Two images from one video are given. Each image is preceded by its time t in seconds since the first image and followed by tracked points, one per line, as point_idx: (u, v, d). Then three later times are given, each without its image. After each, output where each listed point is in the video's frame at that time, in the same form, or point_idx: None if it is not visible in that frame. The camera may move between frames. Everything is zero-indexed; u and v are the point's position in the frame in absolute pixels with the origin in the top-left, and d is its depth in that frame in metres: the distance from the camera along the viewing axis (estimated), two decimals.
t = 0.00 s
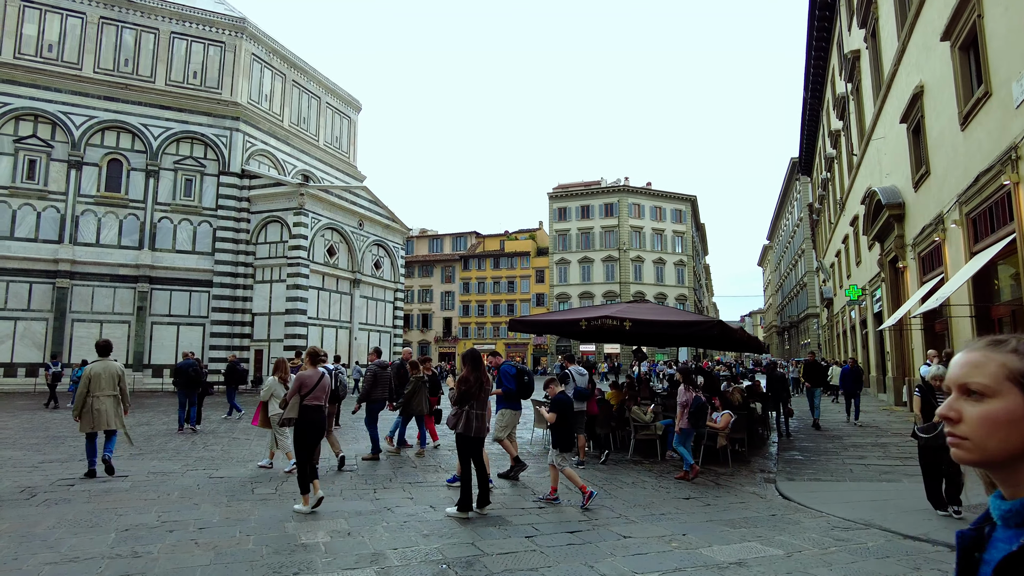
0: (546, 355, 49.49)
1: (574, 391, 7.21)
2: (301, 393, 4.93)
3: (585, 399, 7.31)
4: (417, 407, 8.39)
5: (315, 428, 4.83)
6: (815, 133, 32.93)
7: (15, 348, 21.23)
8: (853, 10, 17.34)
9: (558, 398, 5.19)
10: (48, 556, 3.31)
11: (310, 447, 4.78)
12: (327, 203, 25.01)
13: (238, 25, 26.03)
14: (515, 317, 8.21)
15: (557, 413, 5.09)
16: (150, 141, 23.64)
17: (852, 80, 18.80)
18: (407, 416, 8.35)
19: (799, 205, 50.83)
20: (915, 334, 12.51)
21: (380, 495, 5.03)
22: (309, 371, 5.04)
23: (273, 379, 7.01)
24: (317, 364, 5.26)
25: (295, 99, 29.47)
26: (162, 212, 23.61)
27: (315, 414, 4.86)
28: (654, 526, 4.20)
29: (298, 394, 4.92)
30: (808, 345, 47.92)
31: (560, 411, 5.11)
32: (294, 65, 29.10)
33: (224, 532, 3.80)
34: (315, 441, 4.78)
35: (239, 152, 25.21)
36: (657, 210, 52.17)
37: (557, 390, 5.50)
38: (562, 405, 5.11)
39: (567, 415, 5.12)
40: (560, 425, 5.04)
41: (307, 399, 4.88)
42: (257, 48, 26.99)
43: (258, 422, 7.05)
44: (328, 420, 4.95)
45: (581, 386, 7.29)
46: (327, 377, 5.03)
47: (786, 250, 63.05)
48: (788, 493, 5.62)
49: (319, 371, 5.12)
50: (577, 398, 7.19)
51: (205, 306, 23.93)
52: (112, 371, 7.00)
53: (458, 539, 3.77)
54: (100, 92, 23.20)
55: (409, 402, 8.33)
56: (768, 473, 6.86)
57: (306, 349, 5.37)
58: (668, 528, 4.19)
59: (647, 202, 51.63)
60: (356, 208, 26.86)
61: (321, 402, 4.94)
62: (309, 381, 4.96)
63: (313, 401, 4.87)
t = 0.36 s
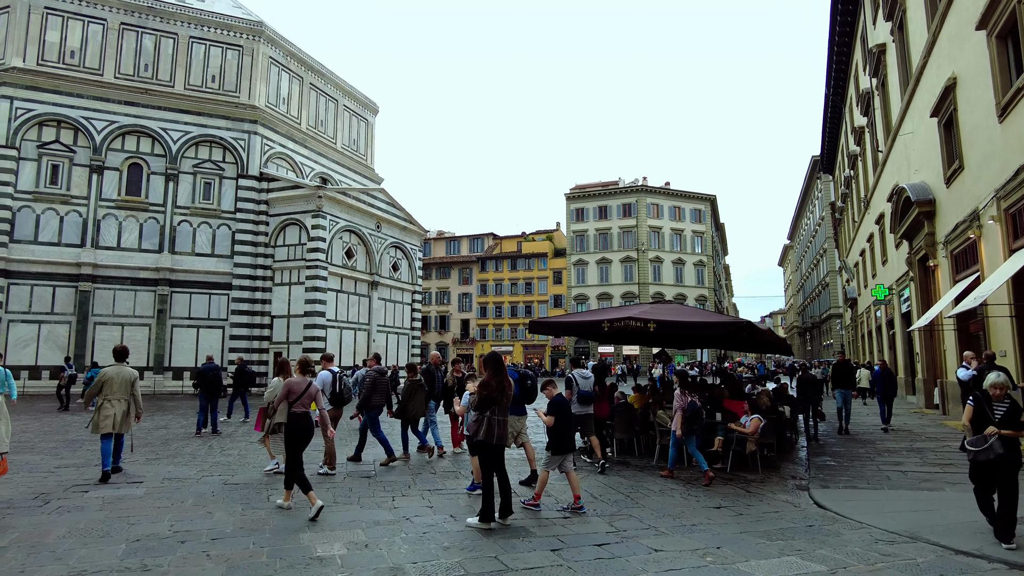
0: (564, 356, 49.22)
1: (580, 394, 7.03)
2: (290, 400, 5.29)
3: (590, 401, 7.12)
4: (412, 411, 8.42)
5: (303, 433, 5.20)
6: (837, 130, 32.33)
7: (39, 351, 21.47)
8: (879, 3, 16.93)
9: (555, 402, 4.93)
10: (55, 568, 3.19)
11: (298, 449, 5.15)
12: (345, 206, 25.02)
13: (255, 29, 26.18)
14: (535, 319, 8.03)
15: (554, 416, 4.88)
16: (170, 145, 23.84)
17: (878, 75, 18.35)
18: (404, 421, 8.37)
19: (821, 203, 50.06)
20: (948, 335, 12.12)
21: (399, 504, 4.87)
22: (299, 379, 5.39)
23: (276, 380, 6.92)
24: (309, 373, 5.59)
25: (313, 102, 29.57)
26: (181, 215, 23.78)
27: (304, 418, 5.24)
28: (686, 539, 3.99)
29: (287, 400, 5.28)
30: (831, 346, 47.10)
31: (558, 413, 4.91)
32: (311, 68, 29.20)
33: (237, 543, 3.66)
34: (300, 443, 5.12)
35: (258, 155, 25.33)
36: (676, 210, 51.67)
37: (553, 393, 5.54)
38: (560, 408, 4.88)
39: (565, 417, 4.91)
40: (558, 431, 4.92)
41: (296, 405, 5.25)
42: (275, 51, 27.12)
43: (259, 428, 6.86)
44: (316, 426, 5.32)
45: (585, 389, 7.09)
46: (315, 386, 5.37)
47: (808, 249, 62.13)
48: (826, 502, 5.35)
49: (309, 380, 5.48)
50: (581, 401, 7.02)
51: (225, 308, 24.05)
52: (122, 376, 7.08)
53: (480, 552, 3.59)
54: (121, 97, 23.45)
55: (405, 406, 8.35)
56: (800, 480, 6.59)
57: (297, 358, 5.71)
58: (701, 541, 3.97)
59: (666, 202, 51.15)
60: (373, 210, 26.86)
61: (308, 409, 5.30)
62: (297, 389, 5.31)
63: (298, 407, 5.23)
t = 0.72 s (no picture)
0: (582, 358, 48.92)
1: (592, 395, 7.17)
2: (284, 399, 5.30)
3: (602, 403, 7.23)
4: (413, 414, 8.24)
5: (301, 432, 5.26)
6: (860, 128, 31.75)
7: (62, 352, 21.67)
8: None
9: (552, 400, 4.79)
10: None
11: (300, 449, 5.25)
12: (362, 207, 25.01)
13: (273, 31, 26.28)
14: (557, 320, 7.85)
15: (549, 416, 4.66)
16: (189, 148, 24.01)
17: (905, 70, 17.90)
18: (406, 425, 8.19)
19: (843, 203, 49.28)
20: (984, 336, 11.70)
21: (420, 510, 4.68)
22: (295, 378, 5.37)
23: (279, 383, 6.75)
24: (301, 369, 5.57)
25: (331, 104, 29.62)
26: (201, 217, 23.92)
27: (295, 417, 5.27)
28: (724, 552, 3.77)
29: (282, 400, 5.29)
30: (853, 347, 46.30)
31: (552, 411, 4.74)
32: (329, 70, 29.27)
33: (253, 553, 3.49)
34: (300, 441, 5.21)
35: (276, 157, 25.41)
36: (695, 210, 51.13)
37: (550, 393, 5.19)
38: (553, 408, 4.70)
39: (562, 417, 4.69)
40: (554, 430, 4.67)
41: (289, 402, 5.27)
42: (293, 53, 27.22)
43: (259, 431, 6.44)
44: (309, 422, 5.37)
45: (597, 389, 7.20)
46: (310, 385, 5.39)
47: (829, 250, 61.23)
48: (869, 511, 5.07)
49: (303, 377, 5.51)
50: (593, 401, 7.15)
51: (244, 310, 24.13)
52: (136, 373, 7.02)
53: (508, 566, 3.39)
54: (141, 101, 23.65)
55: (407, 408, 8.17)
56: (835, 486, 6.32)
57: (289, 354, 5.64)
58: (740, 554, 3.75)
59: (684, 202, 50.65)
60: (391, 211, 26.84)
61: (303, 407, 5.33)
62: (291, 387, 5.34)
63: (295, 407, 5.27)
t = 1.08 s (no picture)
0: (588, 362, 48.65)
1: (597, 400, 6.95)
2: (261, 401, 5.30)
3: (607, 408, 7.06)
4: (401, 416, 8.14)
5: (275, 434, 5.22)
6: (869, 129, 31.51)
7: (66, 355, 21.58)
8: None
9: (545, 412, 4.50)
10: None
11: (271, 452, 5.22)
12: (368, 209, 24.88)
13: (279, 33, 26.21)
14: (569, 323, 7.66)
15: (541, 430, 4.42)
16: (194, 150, 23.94)
17: (917, 70, 17.67)
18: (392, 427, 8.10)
19: (850, 206, 49.02)
20: (1002, 340, 11.48)
21: (431, 521, 4.50)
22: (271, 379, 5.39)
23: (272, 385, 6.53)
24: (279, 372, 5.61)
25: (336, 106, 29.54)
26: (206, 219, 23.82)
27: (271, 418, 5.24)
28: (754, 568, 3.56)
29: (257, 402, 5.27)
30: (861, 351, 45.94)
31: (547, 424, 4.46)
32: (335, 72, 29.20)
33: (258, 568, 3.31)
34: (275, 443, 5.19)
35: (281, 159, 25.32)
36: (702, 213, 50.88)
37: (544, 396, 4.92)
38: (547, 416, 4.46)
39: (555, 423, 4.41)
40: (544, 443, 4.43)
41: (265, 405, 5.26)
42: (298, 55, 27.15)
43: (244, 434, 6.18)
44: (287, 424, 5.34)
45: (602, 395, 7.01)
46: (287, 386, 5.39)
47: (835, 253, 60.89)
48: (900, 522, 4.85)
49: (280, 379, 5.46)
50: (598, 407, 6.94)
51: (248, 312, 24.02)
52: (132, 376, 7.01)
53: None
54: (146, 102, 23.60)
55: (397, 410, 8.07)
56: (860, 494, 6.10)
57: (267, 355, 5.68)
58: (771, 570, 3.54)
59: (691, 205, 50.41)
60: (396, 214, 26.72)
61: (280, 408, 5.32)
62: (267, 389, 5.31)
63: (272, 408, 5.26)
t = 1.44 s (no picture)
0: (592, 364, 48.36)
1: (602, 400, 6.82)
2: (236, 405, 5.45)
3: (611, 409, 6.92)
4: (386, 419, 8.00)
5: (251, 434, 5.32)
6: (876, 129, 31.25)
7: (68, 356, 21.43)
8: None
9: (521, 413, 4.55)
10: None
11: (246, 453, 5.28)
12: (371, 210, 24.71)
13: (282, 34, 26.09)
14: (579, 323, 7.46)
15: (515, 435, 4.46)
16: (197, 151, 23.80)
17: (927, 68, 17.42)
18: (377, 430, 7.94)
19: (855, 207, 48.68)
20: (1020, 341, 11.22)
21: (439, 530, 4.28)
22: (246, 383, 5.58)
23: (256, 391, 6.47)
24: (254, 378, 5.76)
25: (339, 108, 29.39)
26: (208, 221, 23.67)
27: (246, 421, 5.36)
28: None
29: (233, 405, 5.44)
30: (868, 353, 45.59)
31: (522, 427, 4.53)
32: (338, 73, 29.07)
33: None
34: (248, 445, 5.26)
35: (284, 160, 25.18)
36: (706, 214, 50.62)
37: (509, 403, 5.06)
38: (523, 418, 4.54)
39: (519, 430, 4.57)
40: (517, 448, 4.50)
41: (239, 408, 5.39)
42: (301, 56, 27.02)
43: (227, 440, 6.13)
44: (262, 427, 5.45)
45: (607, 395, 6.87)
46: (260, 390, 5.53)
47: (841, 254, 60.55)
48: (931, 529, 4.62)
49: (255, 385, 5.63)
50: (601, 407, 6.79)
51: (252, 314, 23.88)
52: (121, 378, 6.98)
53: None
54: (149, 104, 23.49)
55: (382, 413, 7.92)
56: (883, 500, 5.87)
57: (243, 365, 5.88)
58: None
59: (695, 207, 50.14)
60: (400, 215, 26.54)
61: (254, 412, 5.43)
62: (242, 394, 5.47)
63: (247, 409, 5.39)
